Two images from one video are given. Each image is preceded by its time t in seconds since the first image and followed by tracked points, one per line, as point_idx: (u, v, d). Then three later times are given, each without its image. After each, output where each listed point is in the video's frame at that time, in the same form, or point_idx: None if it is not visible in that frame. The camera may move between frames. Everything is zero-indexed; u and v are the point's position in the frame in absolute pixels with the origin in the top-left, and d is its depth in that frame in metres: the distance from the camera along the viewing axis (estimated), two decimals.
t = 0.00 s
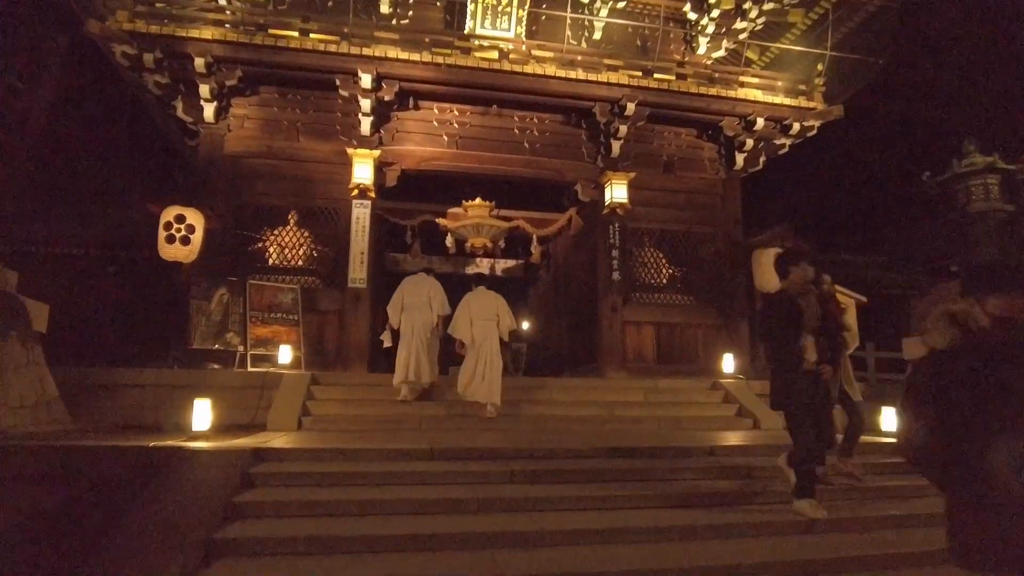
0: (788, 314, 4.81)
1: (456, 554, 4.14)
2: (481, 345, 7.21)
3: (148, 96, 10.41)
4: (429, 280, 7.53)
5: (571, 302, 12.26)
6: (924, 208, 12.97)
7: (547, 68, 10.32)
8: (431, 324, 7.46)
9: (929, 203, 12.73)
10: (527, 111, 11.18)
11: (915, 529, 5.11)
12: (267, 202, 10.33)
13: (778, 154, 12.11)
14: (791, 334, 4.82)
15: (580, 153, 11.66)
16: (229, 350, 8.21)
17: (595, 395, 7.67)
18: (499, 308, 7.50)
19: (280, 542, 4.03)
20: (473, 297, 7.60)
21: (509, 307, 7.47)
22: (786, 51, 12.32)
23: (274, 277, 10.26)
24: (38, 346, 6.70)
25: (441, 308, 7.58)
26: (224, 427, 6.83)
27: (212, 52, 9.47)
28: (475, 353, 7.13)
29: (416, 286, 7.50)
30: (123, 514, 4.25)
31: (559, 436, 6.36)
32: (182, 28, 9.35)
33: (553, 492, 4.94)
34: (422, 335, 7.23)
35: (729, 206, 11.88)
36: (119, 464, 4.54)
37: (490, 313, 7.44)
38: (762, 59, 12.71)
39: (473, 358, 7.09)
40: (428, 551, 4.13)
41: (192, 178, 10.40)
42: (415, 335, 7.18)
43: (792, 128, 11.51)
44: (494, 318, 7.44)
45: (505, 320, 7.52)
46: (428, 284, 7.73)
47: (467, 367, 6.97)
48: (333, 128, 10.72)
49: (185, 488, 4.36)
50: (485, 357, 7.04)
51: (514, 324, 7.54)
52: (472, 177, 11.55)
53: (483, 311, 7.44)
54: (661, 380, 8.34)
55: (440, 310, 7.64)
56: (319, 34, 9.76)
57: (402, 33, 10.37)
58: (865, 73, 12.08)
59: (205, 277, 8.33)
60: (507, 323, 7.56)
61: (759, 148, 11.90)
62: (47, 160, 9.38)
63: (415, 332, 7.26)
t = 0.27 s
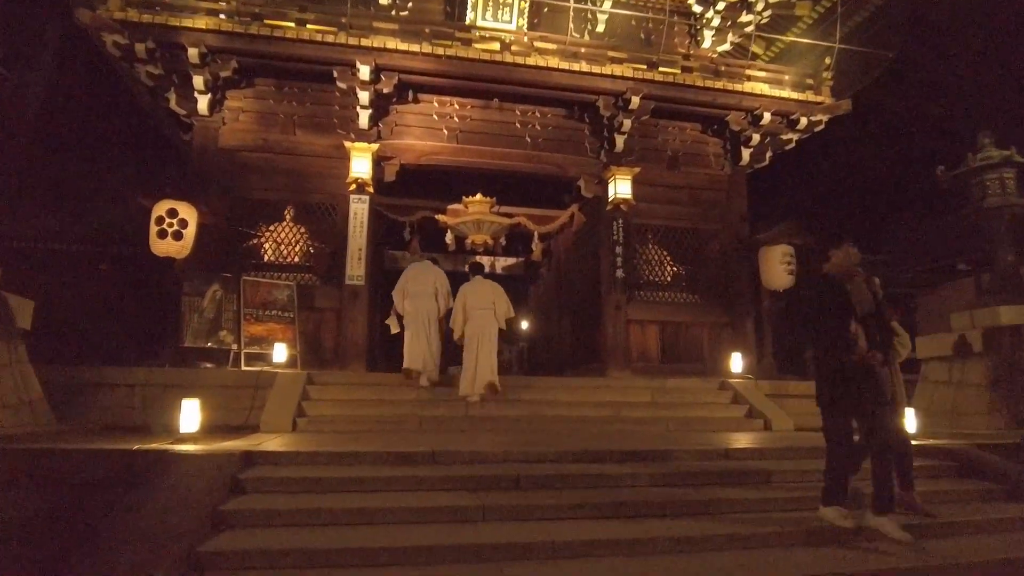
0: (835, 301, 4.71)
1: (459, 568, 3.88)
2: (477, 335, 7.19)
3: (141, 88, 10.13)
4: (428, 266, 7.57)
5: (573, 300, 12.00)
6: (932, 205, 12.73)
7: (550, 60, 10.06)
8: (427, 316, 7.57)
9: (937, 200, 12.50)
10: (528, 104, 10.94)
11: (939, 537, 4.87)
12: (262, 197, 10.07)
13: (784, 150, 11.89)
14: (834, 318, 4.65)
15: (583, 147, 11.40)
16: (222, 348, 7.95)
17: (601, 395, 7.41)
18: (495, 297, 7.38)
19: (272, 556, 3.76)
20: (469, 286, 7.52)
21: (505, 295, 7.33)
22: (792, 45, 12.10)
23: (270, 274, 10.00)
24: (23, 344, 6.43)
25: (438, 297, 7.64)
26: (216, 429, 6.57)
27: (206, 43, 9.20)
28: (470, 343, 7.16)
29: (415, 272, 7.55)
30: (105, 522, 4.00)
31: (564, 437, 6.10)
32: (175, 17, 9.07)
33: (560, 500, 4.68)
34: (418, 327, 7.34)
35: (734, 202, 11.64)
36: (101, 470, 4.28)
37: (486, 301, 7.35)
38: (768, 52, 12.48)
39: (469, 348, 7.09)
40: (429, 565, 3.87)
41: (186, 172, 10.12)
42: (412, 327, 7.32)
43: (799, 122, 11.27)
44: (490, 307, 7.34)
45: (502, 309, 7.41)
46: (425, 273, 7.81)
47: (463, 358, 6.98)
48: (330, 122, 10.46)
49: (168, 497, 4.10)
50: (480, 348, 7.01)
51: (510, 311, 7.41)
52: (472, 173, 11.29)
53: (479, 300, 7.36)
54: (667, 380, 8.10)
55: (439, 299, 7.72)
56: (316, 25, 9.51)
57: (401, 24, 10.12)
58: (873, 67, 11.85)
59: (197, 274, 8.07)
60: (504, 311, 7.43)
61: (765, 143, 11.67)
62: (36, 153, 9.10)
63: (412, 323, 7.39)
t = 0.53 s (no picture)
0: (895, 316, 3.95)
1: None
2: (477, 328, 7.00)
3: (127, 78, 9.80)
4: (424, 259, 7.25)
5: (571, 298, 11.74)
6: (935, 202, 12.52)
7: (549, 51, 9.78)
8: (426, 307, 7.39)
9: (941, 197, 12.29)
10: (526, 97, 10.67)
11: (957, 542, 4.63)
12: (252, 190, 9.77)
13: (788, 145, 11.65)
14: (891, 334, 3.95)
15: (582, 142, 11.14)
16: (209, 346, 7.65)
17: (601, 394, 7.15)
18: (493, 289, 7.25)
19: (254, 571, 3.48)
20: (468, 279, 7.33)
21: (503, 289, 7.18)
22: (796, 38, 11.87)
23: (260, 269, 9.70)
24: None
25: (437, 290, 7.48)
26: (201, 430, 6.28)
27: (194, 31, 8.89)
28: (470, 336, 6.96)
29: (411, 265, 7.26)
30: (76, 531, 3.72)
31: (564, 438, 5.84)
32: (162, 4, 8.75)
33: (563, 507, 4.41)
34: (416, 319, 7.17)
35: (736, 198, 11.40)
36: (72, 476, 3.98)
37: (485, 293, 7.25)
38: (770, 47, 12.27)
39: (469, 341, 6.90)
40: None
41: (173, 164, 9.80)
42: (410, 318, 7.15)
43: (802, 117, 11.04)
44: (488, 300, 7.19)
45: (499, 302, 7.26)
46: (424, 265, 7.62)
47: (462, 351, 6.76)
48: (323, 114, 10.16)
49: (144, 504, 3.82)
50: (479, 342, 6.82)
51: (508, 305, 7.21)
52: (468, 167, 11.01)
53: (477, 293, 7.23)
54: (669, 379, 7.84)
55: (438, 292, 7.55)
56: (308, 13, 9.22)
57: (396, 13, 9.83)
58: (878, 61, 11.62)
59: (183, 269, 7.76)
60: (501, 303, 7.28)
61: (767, 138, 11.43)
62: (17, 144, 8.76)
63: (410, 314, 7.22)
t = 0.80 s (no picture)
0: (958, 303, 3.36)
1: None
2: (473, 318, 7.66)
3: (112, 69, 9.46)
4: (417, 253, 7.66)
5: (570, 296, 11.48)
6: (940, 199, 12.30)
7: (549, 42, 9.49)
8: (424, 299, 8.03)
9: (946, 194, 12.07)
10: (525, 90, 10.38)
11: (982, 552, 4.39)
12: (242, 185, 9.48)
13: (791, 140, 11.42)
14: (961, 335, 3.29)
15: (582, 136, 10.86)
16: (196, 346, 7.35)
17: (602, 395, 6.88)
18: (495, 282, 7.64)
19: None
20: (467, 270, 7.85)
21: (504, 282, 7.51)
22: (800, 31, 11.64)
23: (250, 266, 9.40)
24: None
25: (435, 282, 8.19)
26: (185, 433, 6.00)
27: (182, 20, 8.55)
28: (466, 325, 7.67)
29: (409, 259, 7.76)
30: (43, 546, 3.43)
31: (566, 442, 5.58)
32: None
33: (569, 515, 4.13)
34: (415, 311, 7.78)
35: (739, 194, 11.15)
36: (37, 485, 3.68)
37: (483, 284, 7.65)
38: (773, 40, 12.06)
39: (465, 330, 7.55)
40: None
41: (161, 158, 9.49)
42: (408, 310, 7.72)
43: (807, 111, 10.80)
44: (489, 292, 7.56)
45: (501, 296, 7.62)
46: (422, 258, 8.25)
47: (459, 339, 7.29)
48: (316, 107, 9.87)
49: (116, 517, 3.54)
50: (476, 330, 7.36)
51: (510, 298, 7.54)
52: (465, 162, 10.73)
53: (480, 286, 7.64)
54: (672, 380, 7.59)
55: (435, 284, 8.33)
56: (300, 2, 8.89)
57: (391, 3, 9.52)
58: (885, 55, 11.37)
59: (169, 266, 7.45)
60: (503, 296, 7.68)
61: (771, 133, 11.19)
62: None
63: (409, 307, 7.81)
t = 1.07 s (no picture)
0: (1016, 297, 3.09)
1: None
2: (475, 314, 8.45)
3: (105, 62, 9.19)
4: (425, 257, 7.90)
5: (576, 296, 11.23)
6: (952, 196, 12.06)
7: (554, 35, 9.24)
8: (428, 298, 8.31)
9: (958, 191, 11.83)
10: (529, 84, 10.13)
11: None
12: (240, 181, 9.23)
13: (801, 136, 11.17)
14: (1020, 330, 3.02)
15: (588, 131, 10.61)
16: (191, 347, 7.09)
17: (612, 397, 6.63)
18: (498, 282, 8.65)
19: None
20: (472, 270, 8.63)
21: (506, 282, 8.59)
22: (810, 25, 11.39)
23: (248, 265, 9.14)
24: None
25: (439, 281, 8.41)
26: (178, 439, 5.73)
27: (177, 11, 8.30)
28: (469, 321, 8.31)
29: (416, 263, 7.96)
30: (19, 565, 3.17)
31: (576, 447, 5.33)
32: None
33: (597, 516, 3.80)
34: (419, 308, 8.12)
35: (748, 191, 10.91)
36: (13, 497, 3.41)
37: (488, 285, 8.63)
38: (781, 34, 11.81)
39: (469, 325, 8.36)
40: None
41: (156, 154, 9.22)
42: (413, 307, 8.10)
43: (817, 106, 10.56)
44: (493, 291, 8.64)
45: (503, 294, 8.70)
46: (426, 258, 8.51)
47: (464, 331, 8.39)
48: (315, 101, 9.61)
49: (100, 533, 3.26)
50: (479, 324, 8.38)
51: (512, 297, 8.70)
52: (468, 158, 10.48)
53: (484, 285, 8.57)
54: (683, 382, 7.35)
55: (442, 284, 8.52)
56: None
57: None
58: (896, 49, 11.13)
59: (163, 263, 7.19)
60: (505, 296, 8.72)
61: (780, 129, 10.94)
62: None
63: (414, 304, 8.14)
